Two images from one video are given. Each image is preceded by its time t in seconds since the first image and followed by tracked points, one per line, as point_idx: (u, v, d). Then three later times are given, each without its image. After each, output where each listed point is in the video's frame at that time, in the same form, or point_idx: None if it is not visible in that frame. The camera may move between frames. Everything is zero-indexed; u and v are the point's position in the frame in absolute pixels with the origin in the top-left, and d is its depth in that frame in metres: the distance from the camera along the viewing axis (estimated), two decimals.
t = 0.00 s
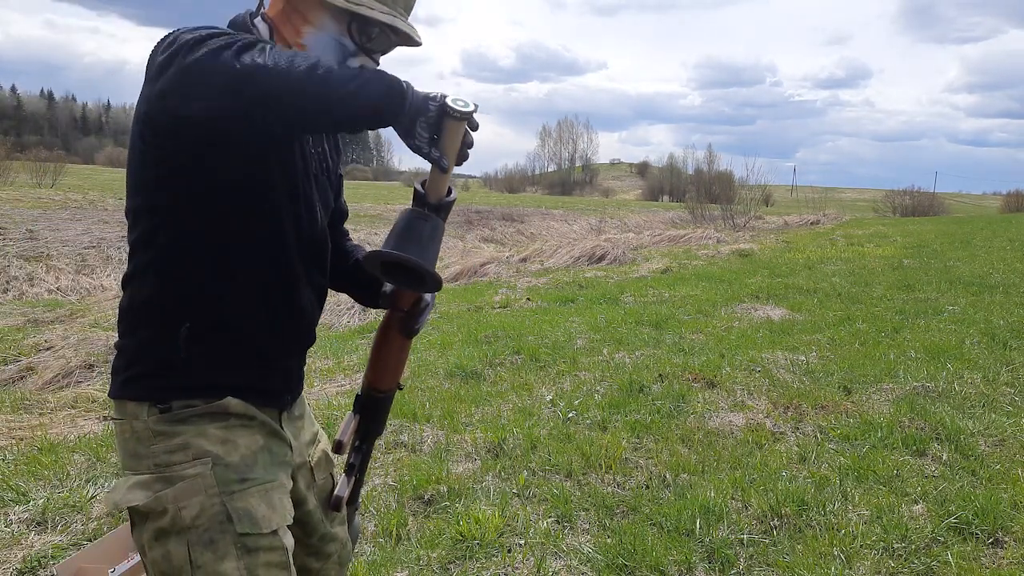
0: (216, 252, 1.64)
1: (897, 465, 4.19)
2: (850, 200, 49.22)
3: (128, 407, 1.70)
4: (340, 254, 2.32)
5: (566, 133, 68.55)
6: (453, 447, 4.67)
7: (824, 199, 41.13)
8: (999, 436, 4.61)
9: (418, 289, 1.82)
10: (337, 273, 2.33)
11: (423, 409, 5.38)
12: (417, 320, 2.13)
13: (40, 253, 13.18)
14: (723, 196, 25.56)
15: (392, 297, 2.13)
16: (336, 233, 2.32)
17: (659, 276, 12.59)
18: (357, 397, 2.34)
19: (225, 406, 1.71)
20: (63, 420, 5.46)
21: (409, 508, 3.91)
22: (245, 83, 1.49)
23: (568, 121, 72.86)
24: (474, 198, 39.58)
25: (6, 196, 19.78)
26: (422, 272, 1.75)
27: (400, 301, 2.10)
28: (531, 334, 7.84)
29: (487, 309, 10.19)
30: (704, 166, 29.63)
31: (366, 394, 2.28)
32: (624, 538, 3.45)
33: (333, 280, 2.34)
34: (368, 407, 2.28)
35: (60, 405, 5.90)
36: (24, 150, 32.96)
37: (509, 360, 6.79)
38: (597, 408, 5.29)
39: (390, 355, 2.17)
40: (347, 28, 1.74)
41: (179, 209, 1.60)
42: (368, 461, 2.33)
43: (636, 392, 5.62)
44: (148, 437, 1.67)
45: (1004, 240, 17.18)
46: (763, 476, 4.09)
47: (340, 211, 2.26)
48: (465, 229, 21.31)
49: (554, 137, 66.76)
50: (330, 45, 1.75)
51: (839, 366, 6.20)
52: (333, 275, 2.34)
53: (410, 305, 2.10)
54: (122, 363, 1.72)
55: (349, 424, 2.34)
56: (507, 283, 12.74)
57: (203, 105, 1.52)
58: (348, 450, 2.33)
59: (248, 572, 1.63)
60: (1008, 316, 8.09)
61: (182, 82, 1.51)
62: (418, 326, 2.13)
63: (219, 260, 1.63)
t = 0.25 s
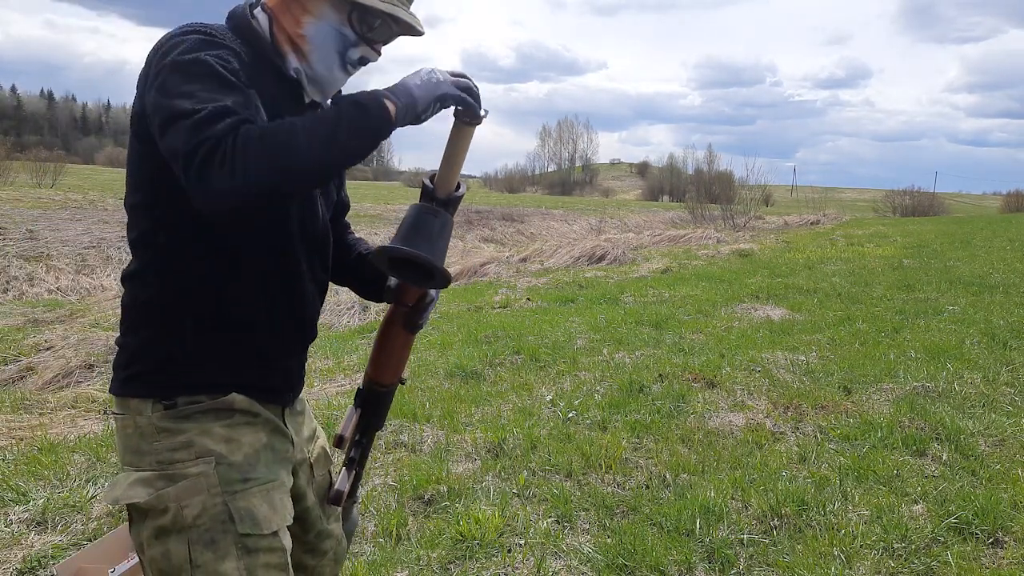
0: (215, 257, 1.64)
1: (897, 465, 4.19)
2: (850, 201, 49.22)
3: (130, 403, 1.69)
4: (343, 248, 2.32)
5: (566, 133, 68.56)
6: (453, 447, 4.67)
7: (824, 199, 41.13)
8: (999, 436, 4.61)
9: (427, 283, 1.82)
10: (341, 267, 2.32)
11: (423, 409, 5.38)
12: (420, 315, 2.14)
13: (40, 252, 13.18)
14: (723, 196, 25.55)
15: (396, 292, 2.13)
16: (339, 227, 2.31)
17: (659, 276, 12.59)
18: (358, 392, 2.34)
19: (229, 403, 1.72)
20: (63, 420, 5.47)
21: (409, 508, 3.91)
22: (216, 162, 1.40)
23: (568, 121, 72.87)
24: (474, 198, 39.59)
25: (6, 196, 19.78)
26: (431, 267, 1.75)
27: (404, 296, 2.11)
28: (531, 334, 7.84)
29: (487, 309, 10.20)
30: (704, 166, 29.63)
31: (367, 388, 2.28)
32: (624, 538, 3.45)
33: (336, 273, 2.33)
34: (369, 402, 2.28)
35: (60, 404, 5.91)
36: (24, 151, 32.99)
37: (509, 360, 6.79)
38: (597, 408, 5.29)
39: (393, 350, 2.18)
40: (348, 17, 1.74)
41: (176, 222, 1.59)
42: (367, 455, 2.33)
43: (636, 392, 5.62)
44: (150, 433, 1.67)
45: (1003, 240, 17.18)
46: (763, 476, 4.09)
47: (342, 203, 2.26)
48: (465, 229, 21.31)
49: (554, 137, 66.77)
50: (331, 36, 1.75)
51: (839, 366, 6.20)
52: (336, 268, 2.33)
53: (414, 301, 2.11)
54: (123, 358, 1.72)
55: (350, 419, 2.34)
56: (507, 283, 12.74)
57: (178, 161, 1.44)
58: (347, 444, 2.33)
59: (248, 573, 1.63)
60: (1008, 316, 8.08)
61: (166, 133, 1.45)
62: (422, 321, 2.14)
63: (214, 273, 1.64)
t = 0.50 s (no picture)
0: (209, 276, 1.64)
1: (897, 465, 4.19)
2: (850, 201, 49.24)
3: (130, 404, 1.69)
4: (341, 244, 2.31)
5: (566, 133, 68.56)
6: (453, 447, 4.68)
7: (824, 199, 41.13)
8: (999, 436, 4.61)
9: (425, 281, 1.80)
10: (339, 261, 2.32)
11: (423, 409, 5.38)
12: (416, 315, 2.13)
13: (40, 252, 13.18)
14: (723, 197, 25.54)
15: (394, 290, 2.12)
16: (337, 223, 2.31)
17: (659, 276, 12.59)
18: (354, 389, 2.33)
19: (229, 405, 1.72)
20: (63, 420, 5.48)
21: (409, 508, 3.91)
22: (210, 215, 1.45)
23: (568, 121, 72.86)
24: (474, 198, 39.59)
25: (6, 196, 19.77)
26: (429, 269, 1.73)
27: (400, 295, 2.11)
28: (531, 334, 7.84)
29: (487, 309, 10.20)
30: (704, 166, 29.63)
31: (364, 385, 2.27)
32: (624, 538, 3.45)
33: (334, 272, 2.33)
34: (366, 401, 2.28)
35: (60, 404, 5.91)
36: (24, 150, 33.01)
37: (509, 360, 6.79)
38: (597, 408, 5.29)
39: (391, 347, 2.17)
40: (341, 19, 1.73)
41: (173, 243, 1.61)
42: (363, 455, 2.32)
43: (636, 392, 5.62)
44: (151, 435, 1.67)
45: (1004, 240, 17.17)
46: (763, 476, 4.09)
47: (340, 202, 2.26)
48: (466, 229, 21.32)
49: (554, 137, 66.77)
50: (325, 36, 1.75)
51: (839, 366, 6.20)
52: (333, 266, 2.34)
53: (410, 300, 2.11)
54: (123, 360, 1.73)
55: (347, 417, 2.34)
56: (507, 283, 12.74)
57: (172, 205, 1.47)
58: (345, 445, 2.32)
59: None
60: (1008, 316, 8.08)
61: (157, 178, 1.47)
62: (418, 321, 2.14)
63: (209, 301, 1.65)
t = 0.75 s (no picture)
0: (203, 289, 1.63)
1: (897, 465, 4.19)
2: (850, 201, 49.24)
3: (136, 404, 1.69)
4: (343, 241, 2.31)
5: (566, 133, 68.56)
6: (453, 447, 4.68)
7: (824, 199, 41.13)
8: (999, 436, 4.61)
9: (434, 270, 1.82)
10: (339, 259, 2.31)
11: (423, 409, 5.39)
12: (418, 311, 2.15)
13: (39, 252, 13.18)
14: (723, 197, 25.53)
15: (396, 286, 2.15)
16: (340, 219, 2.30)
17: (659, 276, 12.59)
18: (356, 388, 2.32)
19: (233, 404, 1.72)
20: (63, 420, 5.48)
21: (409, 508, 3.91)
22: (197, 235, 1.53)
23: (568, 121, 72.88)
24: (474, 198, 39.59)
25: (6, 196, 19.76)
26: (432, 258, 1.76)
27: (403, 290, 2.12)
28: (531, 334, 7.84)
29: (487, 309, 10.20)
30: (704, 166, 29.62)
31: (365, 383, 2.27)
32: (624, 538, 3.45)
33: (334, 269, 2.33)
34: (366, 398, 2.27)
35: (60, 404, 5.91)
36: (24, 150, 33.01)
37: (509, 360, 6.80)
38: (597, 408, 5.29)
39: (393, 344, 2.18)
40: (337, 22, 1.76)
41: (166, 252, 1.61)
42: (364, 456, 2.30)
43: (636, 392, 5.62)
44: (155, 434, 1.66)
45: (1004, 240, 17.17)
46: (763, 476, 4.09)
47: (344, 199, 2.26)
48: (466, 229, 21.31)
49: (554, 137, 66.77)
50: (319, 38, 1.77)
51: (839, 366, 6.20)
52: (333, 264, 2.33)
53: (413, 295, 2.12)
54: (128, 359, 1.73)
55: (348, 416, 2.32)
56: (507, 283, 12.74)
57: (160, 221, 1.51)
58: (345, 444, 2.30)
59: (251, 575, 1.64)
60: (1008, 316, 8.08)
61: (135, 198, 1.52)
62: (420, 316, 2.15)
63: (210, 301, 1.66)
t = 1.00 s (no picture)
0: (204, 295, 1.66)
1: (897, 465, 4.19)
2: (850, 201, 49.24)
3: (143, 402, 1.69)
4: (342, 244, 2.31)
5: (565, 133, 68.56)
6: (453, 447, 4.68)
7: (824, 199, 41.12)
8: (1000, 436, 4.61)
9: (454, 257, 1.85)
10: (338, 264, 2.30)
11: (423, 409, 5.39)
12: (418, 311, 2.11)
13: (40, 252, 13.18)
14: (723, 196, 25.53)
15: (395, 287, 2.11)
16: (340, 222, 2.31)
17: (659, 276, 12.59)
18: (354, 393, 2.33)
19: (236, 403, 1.72)
20: (63, 420, 5.48)
21: (409, 508, 3.91)
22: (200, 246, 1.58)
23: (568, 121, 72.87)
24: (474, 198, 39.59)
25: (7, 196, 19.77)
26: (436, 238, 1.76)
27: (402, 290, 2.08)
28: (531, 334, 7.84)
29: (487, 309, 10.20)
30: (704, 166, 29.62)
31: (363, 390, 2.27)
32: (624, 538, 3.45)
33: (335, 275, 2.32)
34: (364, 406, 2.27)
35: (60, 404, 5.91)
36: (24, 150, 33.03)
37: (509, 360, 6.80)
38: (598, 408, 5.29)
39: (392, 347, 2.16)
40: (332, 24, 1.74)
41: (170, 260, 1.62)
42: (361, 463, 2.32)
43: (636, 392, 5.62)
44: (160, 432, 1.66)
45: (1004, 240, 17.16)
46: (763, 476, 4.09)
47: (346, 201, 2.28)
48: (466, 229, 21.32)
49: (554, 137, 66.77)
50: (315, 41, 1.75)
51: (839, 366, 6.20)
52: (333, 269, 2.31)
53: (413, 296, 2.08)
54: (134, 360, 1.73)
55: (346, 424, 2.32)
56: (507, 283, 12.74)
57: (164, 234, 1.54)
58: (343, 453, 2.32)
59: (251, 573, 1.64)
60: (1008, 316, 8.08)
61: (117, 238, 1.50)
62: (421, 316, 2.11)
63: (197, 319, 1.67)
